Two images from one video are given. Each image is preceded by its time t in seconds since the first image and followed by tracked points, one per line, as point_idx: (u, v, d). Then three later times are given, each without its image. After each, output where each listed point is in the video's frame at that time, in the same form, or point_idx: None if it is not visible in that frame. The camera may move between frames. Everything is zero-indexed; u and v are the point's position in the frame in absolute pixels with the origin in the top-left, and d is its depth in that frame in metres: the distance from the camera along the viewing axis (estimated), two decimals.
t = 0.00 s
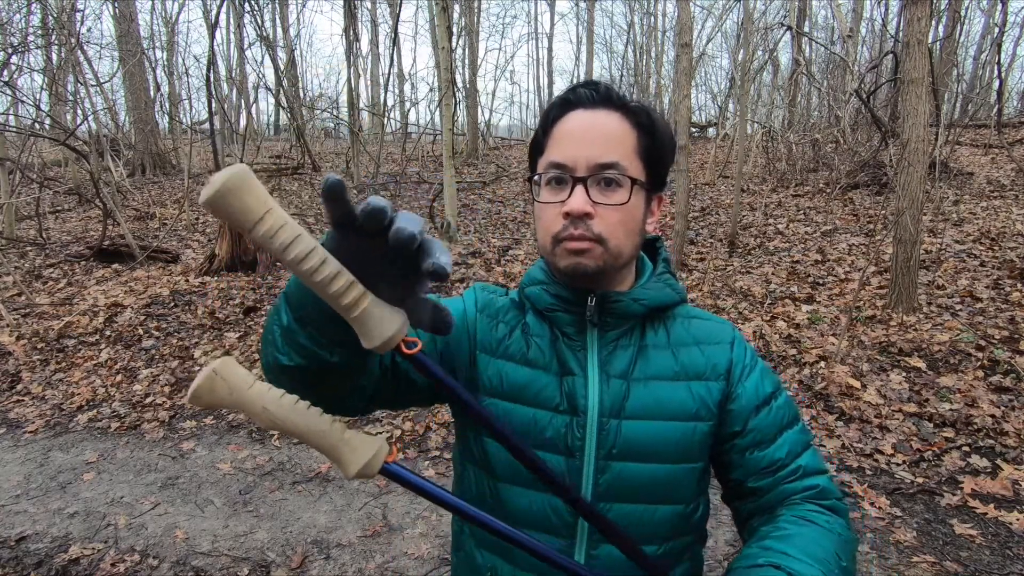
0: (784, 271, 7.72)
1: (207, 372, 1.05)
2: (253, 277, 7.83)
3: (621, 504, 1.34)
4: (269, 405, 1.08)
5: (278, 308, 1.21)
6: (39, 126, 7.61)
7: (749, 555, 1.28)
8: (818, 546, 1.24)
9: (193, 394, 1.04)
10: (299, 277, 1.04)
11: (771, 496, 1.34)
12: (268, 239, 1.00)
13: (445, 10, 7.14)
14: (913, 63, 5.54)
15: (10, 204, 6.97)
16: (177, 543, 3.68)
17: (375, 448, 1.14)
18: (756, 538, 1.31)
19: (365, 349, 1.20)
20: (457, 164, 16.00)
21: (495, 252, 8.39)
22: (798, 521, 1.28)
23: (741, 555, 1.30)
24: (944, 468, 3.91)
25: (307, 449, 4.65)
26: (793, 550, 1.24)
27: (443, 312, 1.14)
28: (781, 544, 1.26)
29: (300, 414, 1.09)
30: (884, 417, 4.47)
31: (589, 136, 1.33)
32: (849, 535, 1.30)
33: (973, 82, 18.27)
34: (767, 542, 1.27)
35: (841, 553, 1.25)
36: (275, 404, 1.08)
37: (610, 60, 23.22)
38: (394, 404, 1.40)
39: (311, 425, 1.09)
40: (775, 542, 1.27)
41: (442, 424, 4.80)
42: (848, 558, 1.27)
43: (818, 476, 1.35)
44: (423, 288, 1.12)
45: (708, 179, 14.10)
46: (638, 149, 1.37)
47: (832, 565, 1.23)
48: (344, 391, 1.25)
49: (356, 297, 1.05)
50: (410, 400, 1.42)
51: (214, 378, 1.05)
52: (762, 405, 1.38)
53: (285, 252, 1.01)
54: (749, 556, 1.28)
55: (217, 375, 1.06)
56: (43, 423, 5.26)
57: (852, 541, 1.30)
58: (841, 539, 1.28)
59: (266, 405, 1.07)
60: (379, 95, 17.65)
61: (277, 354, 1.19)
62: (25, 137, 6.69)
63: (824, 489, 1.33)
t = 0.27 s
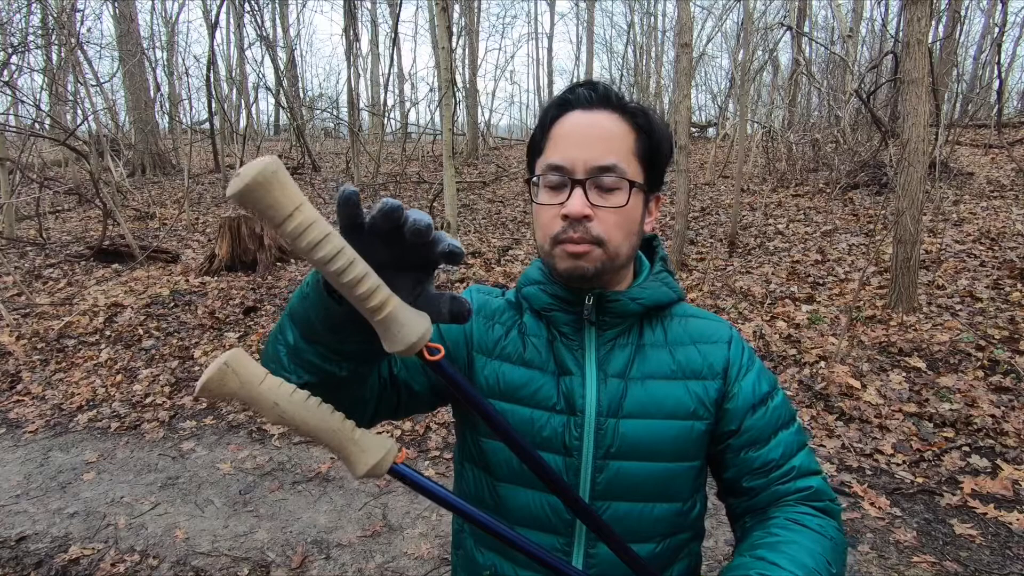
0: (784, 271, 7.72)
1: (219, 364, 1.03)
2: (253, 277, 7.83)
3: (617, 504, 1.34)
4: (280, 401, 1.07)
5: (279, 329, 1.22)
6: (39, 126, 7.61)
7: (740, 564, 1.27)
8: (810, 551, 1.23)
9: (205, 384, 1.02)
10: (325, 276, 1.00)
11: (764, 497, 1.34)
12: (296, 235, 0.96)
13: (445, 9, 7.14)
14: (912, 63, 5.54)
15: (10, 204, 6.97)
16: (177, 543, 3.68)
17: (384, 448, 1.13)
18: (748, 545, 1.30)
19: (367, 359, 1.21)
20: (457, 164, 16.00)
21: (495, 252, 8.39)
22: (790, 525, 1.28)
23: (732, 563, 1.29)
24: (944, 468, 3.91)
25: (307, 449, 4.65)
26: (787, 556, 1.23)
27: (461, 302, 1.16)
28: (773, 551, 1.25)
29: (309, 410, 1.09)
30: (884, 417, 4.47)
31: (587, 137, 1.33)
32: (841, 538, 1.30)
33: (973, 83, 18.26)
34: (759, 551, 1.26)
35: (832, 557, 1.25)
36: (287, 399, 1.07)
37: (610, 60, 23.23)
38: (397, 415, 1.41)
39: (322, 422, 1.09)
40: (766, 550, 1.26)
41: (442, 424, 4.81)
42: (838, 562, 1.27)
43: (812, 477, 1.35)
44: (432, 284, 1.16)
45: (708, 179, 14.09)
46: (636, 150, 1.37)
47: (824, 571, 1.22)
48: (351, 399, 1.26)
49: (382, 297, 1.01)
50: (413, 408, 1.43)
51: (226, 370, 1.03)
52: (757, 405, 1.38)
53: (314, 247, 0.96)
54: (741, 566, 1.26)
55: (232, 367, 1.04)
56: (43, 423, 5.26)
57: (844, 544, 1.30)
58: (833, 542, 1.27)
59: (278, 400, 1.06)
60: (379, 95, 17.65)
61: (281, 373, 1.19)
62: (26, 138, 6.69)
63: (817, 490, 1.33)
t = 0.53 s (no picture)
0: (784, 271, 7.72)
1: (220, 362, 1.03)
2: (253, 277, 7.83)
3: (615, 504, 1.34)
4: (279, 401, 1.06)
5: (275, 327, 1.22)
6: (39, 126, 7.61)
7: (732, 568, 1.26)
8: (803, 554, 1.23)
9: (204, 383, 1.01)
10: (325, 279, 0.99)
11: (760, 496, 1.34)
12: (300, 239, 0.95)
13: (445, 9, 7.14)
14: (912, 63, 5.54)
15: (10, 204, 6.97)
16: (177, 543, 3.68)
17: (383, 447, 1.13)
18: (740, 550, 1.30)
19: (363, 359, 1.21)
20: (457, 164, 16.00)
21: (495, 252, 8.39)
22: (785, 528, 1.28)
23: (724, 567, 1.29)
24: (944, 468, 3.91)
25: (307, 449, 4.65)
26: (780, 559, 1.23)
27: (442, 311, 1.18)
28: (766, 555, 1.24)
29: (309, 409, 1.08)
30: (884, 417, 4.47)
31: (582, 138, 1.32)
32: (835, 541, 1.30)
33: (973, 83, 18.26)
34: (751, 556, 1.26)
35: (825, 560, 1.25)
36: (285, 399, 1.07)
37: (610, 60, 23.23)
38: (395, 414, 1.41)
39: (321, 420, 1.09)
40: (758, 556, 1.25)
41: (442, 423, 4.81)
42: (831, 565, 1.27)
43: (807, 479, 1.35)
44: (422, 290, 1.18)
45: (708, 179, 14.09)
46: (632, 151, 1.36)
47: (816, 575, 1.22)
48: (349, 399, 1.27)
49: (383, 300, 1.01)
50: (413, 409, 1.43)
51: (227, 369, 1.03)
52: (755, 405, 1.38)
53: (317, 251, 0.96)
54: (733, 569, 1.26)
55: (232, 365, 1.03)
56: (44, 423, 5.26)
57: (837, 546, 1.30)
58: (826, 544, 1.27)
59: (277, 399, 1.06)
60: (379, 95, 17.66)
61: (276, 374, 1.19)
62: (26, 138, 6.69)
63: (812, 492, 1.33)
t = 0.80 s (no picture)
0: (784, 271, 7.72)
1: (207, 380, 1.03)
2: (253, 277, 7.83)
3: (615, 503, 1.33)
4: (268, 418, 1.06)
5: (272, 333, 1.22)
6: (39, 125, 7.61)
7: (730, 572, 1.26)
8: (801, 558, 1.23)
9: (193, 402, 1.01)
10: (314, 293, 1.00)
11: (759, 497, 1.34)
12: (287, 254, 0.95)
13: (445, 10, 7.14)
14: (912, 63, 5.54)
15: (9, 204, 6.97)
16: (177, 543, 3.68)
17: (376, 462, 1.12)
18: (739, 555, 1.29)
19: (359, 363, 1.21)
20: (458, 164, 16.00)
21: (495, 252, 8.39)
22: (784, 530, 1.28)
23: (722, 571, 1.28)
24: (944, 468, 3.91)
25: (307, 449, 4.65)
26: (778, 562, 1.23)
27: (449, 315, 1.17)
28: (764, 560, 1.24)
29: (297, 424, 1.08)
30: (884, 417, 4.47)
31: (578, 139, 1.32)
32: (834, 542, 1.30)
33: (972, 83, 18.27)
34: (750, 561, 1.25)
35: (823, 564, 1.25)
36: (274, 415, 1.06)
37: (611, 60, 23.23)
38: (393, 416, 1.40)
39: (310, 436, 1.08)
40: (757, 561, 1.24)
41: (441, 423, 4.82)
42: (829, 567, 1.27)
43: (806, 480, 1.35)
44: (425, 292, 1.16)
45: (708, 179, 14.09)
46: (628, 151, 1.36)
47: None
48: (347, 403, 1.27)
49: (373, 315, 1.00)
50: (410, 409, 1.42)
51: (214, 388, 1.03)
52: (754, 405, 1.38)
53: (305, 267, 0.96)
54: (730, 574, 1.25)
55: (220, 384, 1.04)
56: (43, 423, 5.26)
57: (836, 548, 1.30)
58: (825, 546, 1.28)
59: (265, 416, 1.05)
60: (379, 95, 17.66)
61: (275, 380, 1.18)
62: (25, 138, 6.69)
63: (811, 494, 1.34)
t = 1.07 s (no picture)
0: (784, 271, 7.73)
1: (209, 406, 0.86)
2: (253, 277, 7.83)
3: (614, 505, 1.34)
4: (274, 446, 0.90)
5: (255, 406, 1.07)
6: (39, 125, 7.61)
7: None
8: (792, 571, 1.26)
9: (193, 430, 0.85)
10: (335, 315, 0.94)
11: (753, 505, 1.35)
12: (315, 276, 0.90)
13: (445, 10, 7.14)
14: (912, 63, 5.54)
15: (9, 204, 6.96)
16: (177, 543, 3.68)
17: (381, 492, 1.00)
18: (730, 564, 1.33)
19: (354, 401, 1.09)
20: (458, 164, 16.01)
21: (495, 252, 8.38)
22: (776, 541, 1.29)
23: None
24: (944, 468, 3.91)
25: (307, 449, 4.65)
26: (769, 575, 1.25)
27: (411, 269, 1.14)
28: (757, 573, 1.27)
29: (305, 454, 0.92)
30: (884, 417, 4.47)
31: (582, 143, 1.32)
32: (823, 554, 1.32)
33: (972, 82, 18.28)
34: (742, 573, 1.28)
35: None
36: (282, 442, 0.91)
37: (611, 60, 23.24)
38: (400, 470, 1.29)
39: (319, 466, 0.94)
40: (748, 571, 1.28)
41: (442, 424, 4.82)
42: None
43: (800, 490, 1.36)
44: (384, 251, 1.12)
45: (708, 179, 14.09)
46: (632, 154, 1.35)
47: None
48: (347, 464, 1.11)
49: (398, 338, 0.98)
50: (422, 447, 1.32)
51: (219, 413, 0.86)
52: (754, 411, 1.38)
53: (332, 288, 0.91)
54: None
55: (223, 408, 0.87)
56: (43, 423, 5.26)
57: (825, 558, 1.33)
58: (816, 557, 1.30)
59: (271, 444, 0.90)
60: (379, 95, 17.66)
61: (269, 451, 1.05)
62: (25, 137, 6.69)
63: (804, 504, 1.35)
